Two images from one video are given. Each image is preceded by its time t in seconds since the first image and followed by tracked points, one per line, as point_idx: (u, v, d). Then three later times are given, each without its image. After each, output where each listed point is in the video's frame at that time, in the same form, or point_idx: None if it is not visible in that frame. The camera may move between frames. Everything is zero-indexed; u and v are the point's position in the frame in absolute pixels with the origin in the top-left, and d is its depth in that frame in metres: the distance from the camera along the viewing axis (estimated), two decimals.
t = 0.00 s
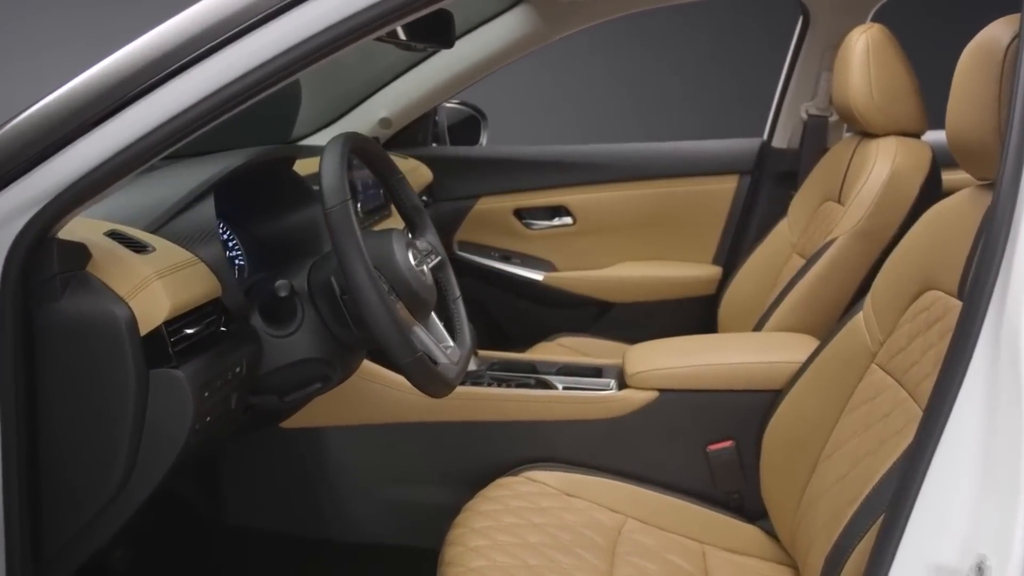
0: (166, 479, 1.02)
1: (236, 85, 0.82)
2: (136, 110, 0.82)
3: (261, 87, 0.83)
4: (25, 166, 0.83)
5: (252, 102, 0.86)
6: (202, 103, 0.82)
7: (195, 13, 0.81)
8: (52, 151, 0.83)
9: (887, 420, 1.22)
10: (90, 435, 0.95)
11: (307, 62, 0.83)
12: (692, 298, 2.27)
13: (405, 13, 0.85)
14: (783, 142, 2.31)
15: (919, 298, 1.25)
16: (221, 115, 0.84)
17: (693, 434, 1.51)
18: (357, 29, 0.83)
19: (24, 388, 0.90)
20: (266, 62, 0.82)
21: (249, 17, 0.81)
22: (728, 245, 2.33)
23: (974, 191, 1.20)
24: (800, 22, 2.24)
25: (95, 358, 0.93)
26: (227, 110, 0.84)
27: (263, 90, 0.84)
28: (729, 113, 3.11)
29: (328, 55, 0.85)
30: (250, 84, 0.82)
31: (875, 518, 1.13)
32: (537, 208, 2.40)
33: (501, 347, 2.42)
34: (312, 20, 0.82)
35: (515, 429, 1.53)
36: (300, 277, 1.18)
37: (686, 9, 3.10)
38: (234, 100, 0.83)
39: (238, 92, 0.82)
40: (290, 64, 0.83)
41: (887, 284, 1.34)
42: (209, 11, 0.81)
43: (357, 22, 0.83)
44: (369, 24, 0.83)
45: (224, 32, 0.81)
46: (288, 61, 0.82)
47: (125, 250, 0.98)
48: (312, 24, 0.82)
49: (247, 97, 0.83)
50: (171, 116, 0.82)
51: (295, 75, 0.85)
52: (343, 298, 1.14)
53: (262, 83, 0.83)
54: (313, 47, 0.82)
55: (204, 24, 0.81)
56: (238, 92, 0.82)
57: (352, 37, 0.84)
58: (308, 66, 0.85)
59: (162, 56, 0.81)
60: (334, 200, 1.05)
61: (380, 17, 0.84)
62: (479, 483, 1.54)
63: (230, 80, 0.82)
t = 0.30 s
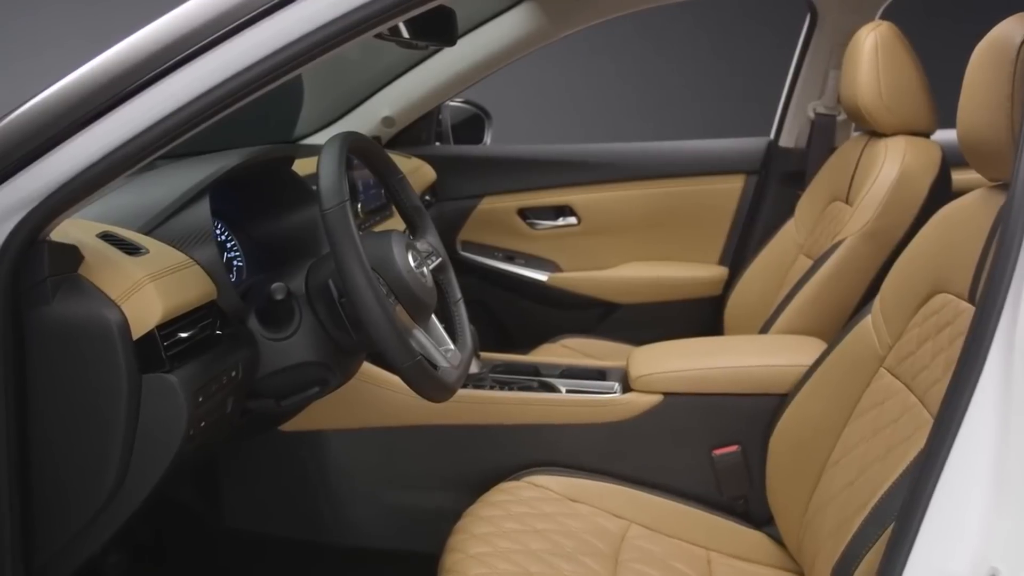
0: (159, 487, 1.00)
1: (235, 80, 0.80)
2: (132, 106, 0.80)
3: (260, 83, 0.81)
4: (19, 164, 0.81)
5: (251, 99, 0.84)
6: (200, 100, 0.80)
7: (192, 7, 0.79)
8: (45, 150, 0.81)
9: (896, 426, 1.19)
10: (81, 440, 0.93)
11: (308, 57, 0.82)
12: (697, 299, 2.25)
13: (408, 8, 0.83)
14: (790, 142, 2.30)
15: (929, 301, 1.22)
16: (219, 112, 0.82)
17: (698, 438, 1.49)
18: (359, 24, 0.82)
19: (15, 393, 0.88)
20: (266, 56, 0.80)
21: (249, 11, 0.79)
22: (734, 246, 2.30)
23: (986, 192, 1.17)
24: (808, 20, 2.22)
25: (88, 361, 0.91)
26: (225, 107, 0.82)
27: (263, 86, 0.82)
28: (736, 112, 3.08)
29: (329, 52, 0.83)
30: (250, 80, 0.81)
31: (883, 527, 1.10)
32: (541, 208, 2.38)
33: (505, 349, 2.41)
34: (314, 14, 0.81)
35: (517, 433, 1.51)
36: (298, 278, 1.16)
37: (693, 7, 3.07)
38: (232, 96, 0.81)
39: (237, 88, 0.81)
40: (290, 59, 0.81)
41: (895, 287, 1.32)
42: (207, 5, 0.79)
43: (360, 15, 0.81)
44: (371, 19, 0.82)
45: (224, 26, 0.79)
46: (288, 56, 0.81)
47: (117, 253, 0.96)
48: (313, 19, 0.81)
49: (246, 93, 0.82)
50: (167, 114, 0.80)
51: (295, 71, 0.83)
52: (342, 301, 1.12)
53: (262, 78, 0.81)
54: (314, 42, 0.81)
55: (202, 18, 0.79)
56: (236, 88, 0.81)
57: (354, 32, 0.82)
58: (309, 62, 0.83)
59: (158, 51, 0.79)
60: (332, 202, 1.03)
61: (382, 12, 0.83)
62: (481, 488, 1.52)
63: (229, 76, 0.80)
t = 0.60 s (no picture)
0: (154, 493, 0.98)
1: (233, 77, 0.79)
2: (130, 102, 0.78)
3: (258, 79, 0.80)
4: (11, 164, 0.79)
5: (249, 95, 0.82)
6: (198, 96, 0.79)
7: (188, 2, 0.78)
8: (39, 147, 0.79)
9: (907, 431, 1.17)
10: (74, 446, 0.91)
11: (308, 53, 0.81)
12: (704, 300, 2.22)
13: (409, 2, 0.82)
14: (798, 141, 2.26)
15: (939, 304, 1.20)
16: (217, 109, 0.81)
17: (704, 442, 1.47)
18: (360, 19, 0.81)
19: (6, 399, 0.86)
20: (268, 51, 0.79)
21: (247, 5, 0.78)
22: (742, 246, 2.28)
23: (999, 193, 1.15)
24: (817, 18, 2.19)
25: (81, 365, 0.89)
26: (223, 104, 0.81)
27: (261, 83, 0.81)
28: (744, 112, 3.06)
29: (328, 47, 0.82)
30: (248, 76, 0.79)
31: (894, 536, 1.08)
32: (547, 208, 2.35)
33: (510, 350, 2.39)
34: (314, 8, 0.79)
35: (520, 437, 1.49)
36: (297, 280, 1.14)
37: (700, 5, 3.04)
38: (230, 93, 0.80)
39: (235, 84, 0.79)
40: (290, 55, 0.80)
41: (905, 290, 1.29)
42: None
43: (362, 9, 0.80)
44: (371, 14, 0.81)
45: (222, 21, 0.78)
46: (288, 52, 0.79)
47: (111, 254, 0.94)
48: (314, 14, 0.79)
49: (244, 89, 0.80)
50: (164, 111, 0.79)
51: (294, 67, 0.82)
52: (340, 304, 1.10)
53: (263, 73, 0.80)
54: (314, 37, 0.80)
55: (199, 13, 0.77)
56: (234, 84, 0.79)
57: (354, 27, 0.81)
58: (308, 58, 0.82)
59: (157, 45, 0.77)
60: (330, 203, 1.01)
61: (382, 7, 0.82)
62: (484, 492, 1.50)
63: (226, 72, 0.78)
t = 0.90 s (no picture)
0: (149, 501, 0.96)
1: (231, 73, 0.78)
2: (127, 97, 0.77)
3: (257, 75, 0.79)
4: (5, 161, 0.78)
5: (249, 92, 0.81)
6: (196, 92, 0.78)
7: None
8: (35, 143, 0.78)
9: (919, 437, 1.14)
10: (67, 451, 0.89)
11: (308, 49, 0.80)
12: (712, 301, 2.20)
13: None
14: (808, 140, 2.24)
15: (952, 307, 1.17)
16: (215, 106, 0.80)
17: (712, 447, 1.44)
18: (361, 14, 0.79)
19: None
20: (266, 46, 0.78)
21: None
22: (751, 245, 2.25)
23: (1013, 193, 1.12)
24: (828, 14, 2.16)
25: (73, 367, 0.87)
26: (221, 101, 0.80)
27: (260, 79, 0.80)
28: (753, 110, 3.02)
29: (330, 43, 0.81)
30: (246, 72, 0.78)
31: (907, 545, 1.05)
32: (554, 207, 2.33)
33: (515, 351, 2.37)
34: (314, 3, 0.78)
35: (525, 440, 1.46)
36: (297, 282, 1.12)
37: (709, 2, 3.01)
38: (228, 89, 0.79)
39: (233, 80, 0.78)
40: (290, 50, 0.79)
41: (917, 292, 1.27)
42: None
43: (364, 4, 0.79)
44: (372, 9, 0.79)
45: (219, 16, 0.76)
46: (288, 48, 0.78)
47: (105, 255, 0.91)
48: (314, 8, 0.78)
49: (243, 86, 0.79)
50: (161, 107, 0.77)
51: (294, 63, 0.81)
52: (340, 305, 1.08)
53: (262, 68, 0.78)
54: (314, 33, 0.79)
55: (195, 8, 0.76)
56: (233, 80, 0.78)
57: (355, 22, 0.80)
58: (308, 54, 0.81)
59: (153, 39, 0.76)
60: (330, 203, 1.00)
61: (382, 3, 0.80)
62: (487, 496, 1.48)
63: (224, 68, 0.77)
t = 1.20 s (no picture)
0: (143, 511, 0.94)
1: (228, 70, 0.76)
2: (125, 92, 0.76)
3: (255, 72, 0.78)
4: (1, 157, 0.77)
5: (247, 89, 0.80)
6: (194, 89, 0.77)
7: None
8: (31, 140, 0.77)
9: (932, 443, 1.12)
10: (61, 455, 0.87)
11: (308, 45, 0.79)
12: (722, 302, 2.17)
13: None
14: (819, 138, 2.20)
15: (966, 311, 1.15)
16: (213, 103, 0.79)
17: (720, 451, 1.42)
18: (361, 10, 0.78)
19: None
20: (266, 41, 0.77)
21: None
22: (761, 245, 2.22)
23: None
24: (839, 11, 2.13)
25: (67, 370, 0.85)
26: (218, 98, 0.79)
27: (259, 76, 0.79)
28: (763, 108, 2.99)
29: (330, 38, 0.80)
30: (244, 69, 0.77)
31: (919, 555, 1.03)
32: (561, 207, 2.31)
33: (523, 351, 2.35)
34: None
35: (530, 443, 1.44)
36: (297, 283, 1.10)
37: None
38: (226, 87, 0.77)
39: (231, 77, 0.77)
40: (289, 46, 0.78)
41: (930, 295, 1.24)
42: None
43: None
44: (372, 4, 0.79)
45: (215, 11, 0.75)
46: (287, 43, 0.77)
47: (99, 256, 0.89)
48: (313, 4, 0.77)
49: (241, 83, 0.78)
50: (158, 105, 0.76)
51: (293, 60, 0.80)
52: (341, 308, 1.07)
53: (261, 63, 0.77)
54: (314, 28, 0.78)
55: (192, 2, 0.75)
56: (231, 77, 0.77)
57: (355, 17, 0.79)
58: (308, 51, 0.80)
59: (151, 33, 0.74)
60: (330, 204, 0.98)
61: None
62: (492, 499, 1.46)
63: (223, 64, 0.76)
